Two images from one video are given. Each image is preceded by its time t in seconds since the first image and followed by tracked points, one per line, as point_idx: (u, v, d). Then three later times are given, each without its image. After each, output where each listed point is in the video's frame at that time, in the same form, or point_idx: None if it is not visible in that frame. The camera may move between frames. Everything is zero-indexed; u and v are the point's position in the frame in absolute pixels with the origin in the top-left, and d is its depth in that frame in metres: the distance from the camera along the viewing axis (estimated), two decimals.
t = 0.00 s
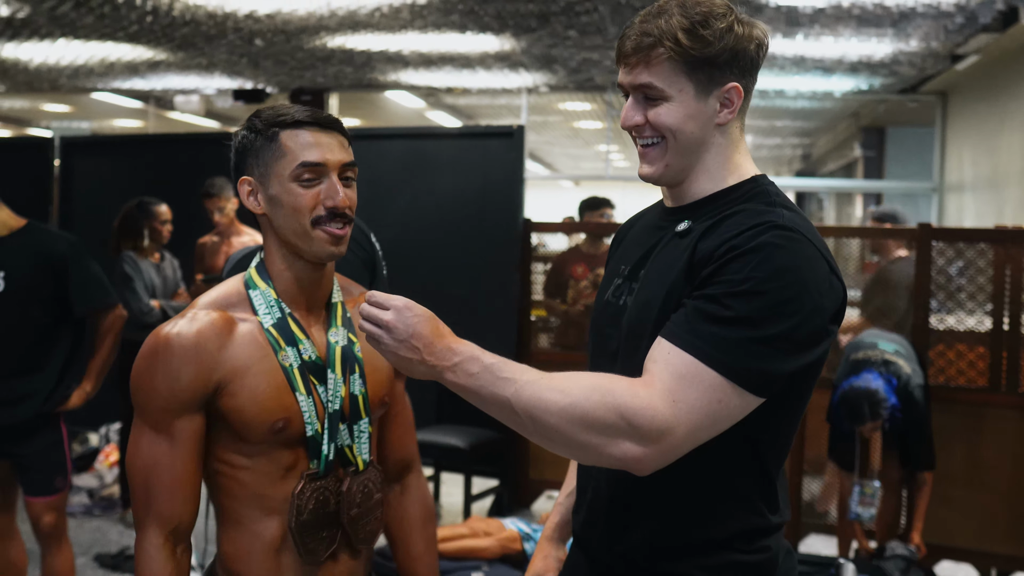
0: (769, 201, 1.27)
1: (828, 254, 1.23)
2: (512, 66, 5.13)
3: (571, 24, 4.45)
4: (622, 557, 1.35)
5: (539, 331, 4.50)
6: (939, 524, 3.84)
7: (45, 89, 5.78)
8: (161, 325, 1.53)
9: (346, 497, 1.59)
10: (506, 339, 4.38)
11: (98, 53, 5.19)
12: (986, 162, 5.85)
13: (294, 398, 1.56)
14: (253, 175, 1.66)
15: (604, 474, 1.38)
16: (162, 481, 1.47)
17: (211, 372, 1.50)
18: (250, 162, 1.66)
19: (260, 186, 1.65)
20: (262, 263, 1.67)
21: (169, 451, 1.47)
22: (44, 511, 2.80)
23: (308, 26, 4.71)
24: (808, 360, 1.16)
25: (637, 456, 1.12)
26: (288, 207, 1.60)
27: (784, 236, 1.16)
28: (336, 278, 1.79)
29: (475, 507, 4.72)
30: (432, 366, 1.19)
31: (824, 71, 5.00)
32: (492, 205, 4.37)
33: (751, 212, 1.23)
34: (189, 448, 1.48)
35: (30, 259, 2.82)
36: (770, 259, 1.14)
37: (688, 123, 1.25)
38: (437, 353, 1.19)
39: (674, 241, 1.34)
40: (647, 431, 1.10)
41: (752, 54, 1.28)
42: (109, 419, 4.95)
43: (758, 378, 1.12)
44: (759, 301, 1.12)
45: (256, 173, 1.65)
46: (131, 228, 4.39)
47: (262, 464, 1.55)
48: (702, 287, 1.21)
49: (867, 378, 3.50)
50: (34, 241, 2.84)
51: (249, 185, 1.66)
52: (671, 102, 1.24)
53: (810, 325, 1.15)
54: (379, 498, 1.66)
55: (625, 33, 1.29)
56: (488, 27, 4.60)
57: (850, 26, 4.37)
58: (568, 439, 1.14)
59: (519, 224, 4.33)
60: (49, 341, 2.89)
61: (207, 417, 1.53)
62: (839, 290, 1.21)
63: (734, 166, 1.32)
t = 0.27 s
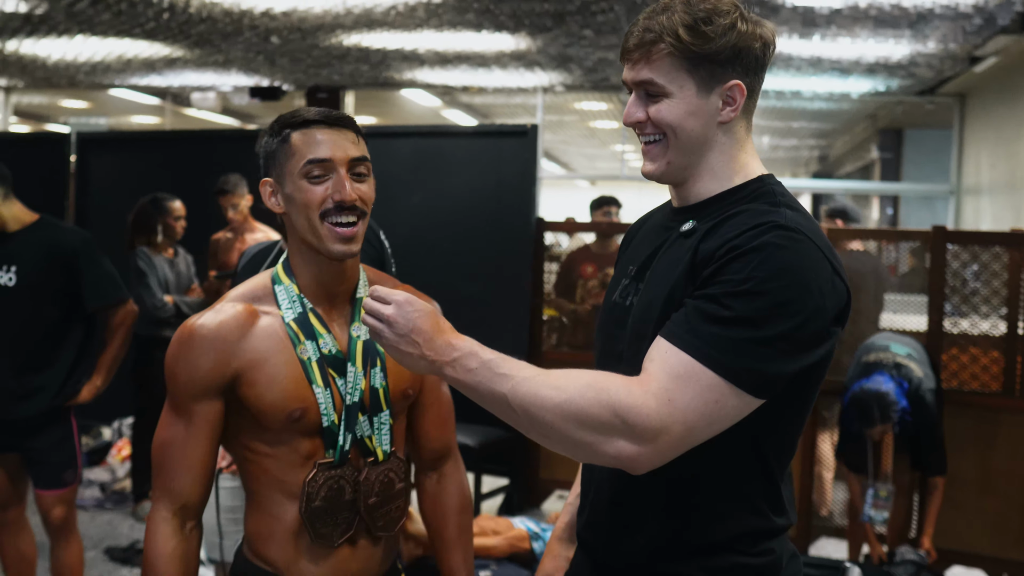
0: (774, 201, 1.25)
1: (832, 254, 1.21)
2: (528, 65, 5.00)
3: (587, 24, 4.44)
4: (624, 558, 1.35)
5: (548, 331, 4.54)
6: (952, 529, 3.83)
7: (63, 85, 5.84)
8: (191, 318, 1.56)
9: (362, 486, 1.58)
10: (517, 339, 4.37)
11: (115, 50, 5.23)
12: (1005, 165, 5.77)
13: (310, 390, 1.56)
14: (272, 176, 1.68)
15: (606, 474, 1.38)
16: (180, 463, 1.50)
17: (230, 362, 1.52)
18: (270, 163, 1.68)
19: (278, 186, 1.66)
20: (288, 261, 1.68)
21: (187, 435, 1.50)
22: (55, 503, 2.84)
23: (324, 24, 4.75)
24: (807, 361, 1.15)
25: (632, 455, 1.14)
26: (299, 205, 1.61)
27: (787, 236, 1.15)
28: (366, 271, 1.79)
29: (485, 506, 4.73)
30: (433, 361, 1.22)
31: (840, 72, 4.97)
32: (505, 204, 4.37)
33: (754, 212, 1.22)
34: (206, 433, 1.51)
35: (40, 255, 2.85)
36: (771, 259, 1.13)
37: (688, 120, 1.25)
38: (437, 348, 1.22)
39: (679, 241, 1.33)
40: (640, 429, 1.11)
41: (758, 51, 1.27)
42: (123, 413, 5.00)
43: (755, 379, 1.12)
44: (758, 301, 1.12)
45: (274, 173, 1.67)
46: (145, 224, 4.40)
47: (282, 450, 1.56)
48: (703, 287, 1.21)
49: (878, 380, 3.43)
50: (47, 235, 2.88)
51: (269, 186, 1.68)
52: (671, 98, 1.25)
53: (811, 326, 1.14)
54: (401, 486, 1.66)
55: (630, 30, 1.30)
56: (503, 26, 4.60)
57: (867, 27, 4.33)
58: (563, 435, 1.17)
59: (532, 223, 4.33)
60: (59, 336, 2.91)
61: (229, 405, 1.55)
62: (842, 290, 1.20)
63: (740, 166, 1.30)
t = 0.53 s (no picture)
0: (777, 196, 1.25)
1: (833, 252, 1.20)
2: (543, 62, 5.12)
3: (603, 20, 4.39)
4: (621, 552, 1.34)
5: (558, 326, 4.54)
6: (962, 530, 3.81)
7: (81, 77, 5.88)
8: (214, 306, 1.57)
9: (370, 474, 1.57)
10: (528, 334, 4.38)
11: (132, 43, 5.26)
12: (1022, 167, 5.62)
13: (323, 379, 1.56)
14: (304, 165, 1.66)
15: (605, 467, 1.38)
16: (204, 445, 1.52)
17: (250, 348, 1.53)
18: (302, 152, 1.66)
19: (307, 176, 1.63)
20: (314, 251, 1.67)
21: (212, 416, 1.52)
22: (63, 493, 2.86)
23: (339, 19, 4.67)
24: (801, 358, 1.14)
25: (617, 445, 1.12)
26: (324, 197, 1.59)
27: (784, 230, 1.15)
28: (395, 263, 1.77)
29: (494, 501, 4.74)
30: (428, 347, 1.20)
31: (858, 71, 4.95)
32: (519, 199, 4.37)
33: (755, 206, 1.23)
34: (230, 415, 1.52)
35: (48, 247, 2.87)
36: (768, 253, 1.13)
37: (691, 113, 1.24)
38: (432, 335, 1.20)
39: (681, 233, 1.33)
40: (627, 419, 1.10)
41: (766, 46, 1.25)
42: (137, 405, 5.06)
43: (746, 374, 1.11)
44: (752, 295, 1.11)
45: (305, 163, 1.65)
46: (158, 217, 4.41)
47: (296, 437, 1.56)
48: (700, 279, 1.21)
49: (887, 379, 3.39)
50: (56, 226, 2.92)
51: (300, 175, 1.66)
52: (673, 90, 1.24)
53: (807, 322, 1.14)
54: (413, 476, 1.64)
55: (640, 23, 1.31)
56: (518, 22, 4.54)
57: (884, 26, 4.30)
58: (551, 424, 1.15)
59: (545, 218, 4.33)
60: (68, 328, 2.94)
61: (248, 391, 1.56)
62: (842, 289, 1.18)
63: (746, 159, 1.29)
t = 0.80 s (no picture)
0: (774, 188, 1.24)
1: (827, 244, 1.19)
2: (556, 56, 5.08)
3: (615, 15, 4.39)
4: (617, 541, 1.34)
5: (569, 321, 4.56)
6: (971, 529, 3.79)
7: (96, 71, 5.92)
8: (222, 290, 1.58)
9: (377, 458, 1.58)
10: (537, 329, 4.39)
11: (146, 36, 5.28)
12: None
13: (333, 364, 1.57)
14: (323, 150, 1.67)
15: (601, 458, 1.39)
16: (210, 431, 1.52)
17: (262, 333, 1.54)
18: (322, 137, 1.67)
19: (329, 161, 1.65)
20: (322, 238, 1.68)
21: (219, 403, 1.52)
22: (70, 484, 2.90)
23: (352, 12, 4.69)
24: (791, 350, 1.14)
25: (603, 436, 1.14)
26: (349, 181, 1.61)
27: (775, 222, 1.15)
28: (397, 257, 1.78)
29: (503, 495, 4.75)
30: (423, 337, 1.23)
31: (872, 67, 4.93)
32: (529, 194, 4.36)
33: (750, 196, 1.22)
34: (238, 403, 1.53)
35: (55, 239, 2.89)
36: (757, 245, 1.13)
37: (687, 102, 1.25)
38: (428, 326, 1.23)
39: (678, 225, 1.34)
40: (612, 410, 1.12)
41: (767, 39, 1.25)
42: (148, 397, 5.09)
43: (733, 366, 1.11)
44: (740, 287, 1.11)
45: (326, 148, 1.66)
46: (169, 210, 4.43)
47: (302, 422, 1.56)
48: (692, 271, 1.22)
49: (897, 378, 3.39)
50: (63, 218, 2.92)
51: (319, 159, 1.67)
52: (670, 79, 1.25)
53: (797, 315, 1.13)
54: (413, 461, 1.65)
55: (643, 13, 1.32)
56: (531, 16, 4.51)
57: (899, 21, 4.27)
58: (538, 414, 1.17)
59: (555, 213, 4.31)
60: (76, 320, 2.96)
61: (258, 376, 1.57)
62: (834, 282, 1.17)
63: (745, 151, 1.28)
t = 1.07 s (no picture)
0: (772, 183, 1.26)
1: (824, 238, 1.22)
2: (567, 53, 4.90)
3: (625, 11, 4.46)
4: (616, 538, 1.36)
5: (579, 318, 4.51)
6: (981, 527, 3.77)
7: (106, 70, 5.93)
8: (212, 288, 1.58)
9: (373, 455, 1.60)
10: (545, 326, 4.38)
11: (157, 35, 5.30)
12: None
13: (326, 358, 1.58)
14: (309, 150, 1.69)
15: (599, 453, 1.40)
16: (205, 431, 1.51)
17: (256, 328, 1.54)
18: (309, 136, 1.69)
19: (314, 161, 1.67)
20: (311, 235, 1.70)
21: (214, 402, 1.51)
22: (77, 481, 2.90)
23: (361, 10, 4.82)
24: (789, 346, 1.17)
25: (598, 429, 1.17)
26: (333, 182, 1.62)
27: (771, 218, 1.17)
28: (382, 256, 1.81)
29: (512, 493, 4.74)
30: (421, 330, 1.27)
31: (883, 63, 4.71)
32: (538, 191, 4.35)
33: (748, 192, 1.25)
34: (232, 401, 1.52)
35: (62, 236, 2.93)
36: (753, 241, 1.15)
37: (688, 98, 1.27)
38: (424, 318, 1.27)
39: (676, 220, 1.36)
40: (607, 405, 1.15)
41: (768, 34, 1.27)
42: (158, 395, 5.11)
43: (730, 362, 1.14)
44: (737, 282, 1.14)
45: (312, 147, 1.68)
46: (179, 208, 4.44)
47: (296, 418, 1.56)
48: (689, 266, 1.24)
49: (908, 376, 3.37)
50: (70, 215, 2.96)
51: (305, 158, 1.69)
52: (672, 75, 1.27)
53: (793, 310, 1.16)
54: (409, 461, 1.67)
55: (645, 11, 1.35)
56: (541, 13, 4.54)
57: (910, 16, 4.28)
58: (533, 407, 1.20)
59: (564, 210, 4.30)
60: (82, 316, 2.98)
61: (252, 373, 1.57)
62: (831, 276, 1.20)
63: (747, 148, 1.31)
